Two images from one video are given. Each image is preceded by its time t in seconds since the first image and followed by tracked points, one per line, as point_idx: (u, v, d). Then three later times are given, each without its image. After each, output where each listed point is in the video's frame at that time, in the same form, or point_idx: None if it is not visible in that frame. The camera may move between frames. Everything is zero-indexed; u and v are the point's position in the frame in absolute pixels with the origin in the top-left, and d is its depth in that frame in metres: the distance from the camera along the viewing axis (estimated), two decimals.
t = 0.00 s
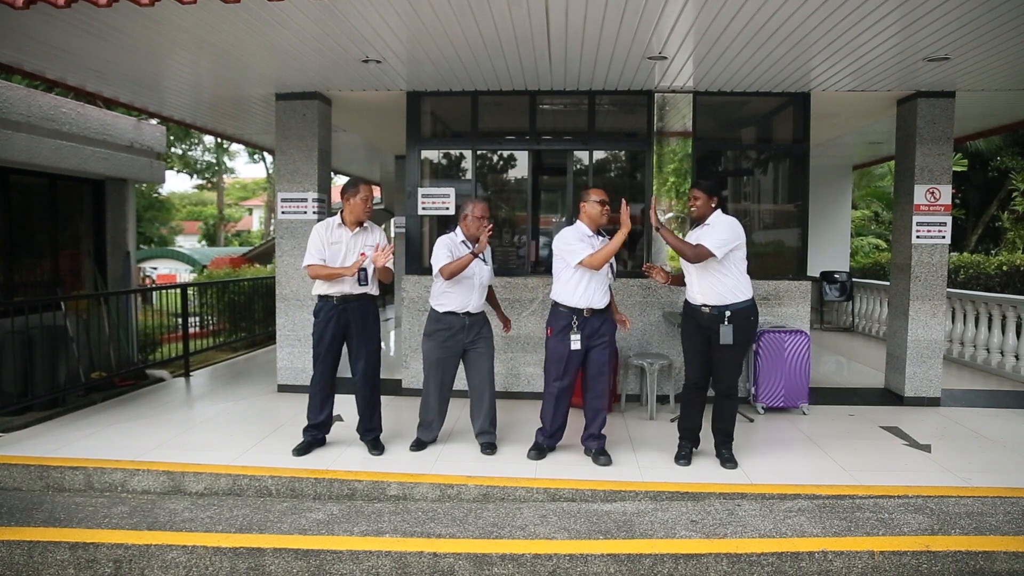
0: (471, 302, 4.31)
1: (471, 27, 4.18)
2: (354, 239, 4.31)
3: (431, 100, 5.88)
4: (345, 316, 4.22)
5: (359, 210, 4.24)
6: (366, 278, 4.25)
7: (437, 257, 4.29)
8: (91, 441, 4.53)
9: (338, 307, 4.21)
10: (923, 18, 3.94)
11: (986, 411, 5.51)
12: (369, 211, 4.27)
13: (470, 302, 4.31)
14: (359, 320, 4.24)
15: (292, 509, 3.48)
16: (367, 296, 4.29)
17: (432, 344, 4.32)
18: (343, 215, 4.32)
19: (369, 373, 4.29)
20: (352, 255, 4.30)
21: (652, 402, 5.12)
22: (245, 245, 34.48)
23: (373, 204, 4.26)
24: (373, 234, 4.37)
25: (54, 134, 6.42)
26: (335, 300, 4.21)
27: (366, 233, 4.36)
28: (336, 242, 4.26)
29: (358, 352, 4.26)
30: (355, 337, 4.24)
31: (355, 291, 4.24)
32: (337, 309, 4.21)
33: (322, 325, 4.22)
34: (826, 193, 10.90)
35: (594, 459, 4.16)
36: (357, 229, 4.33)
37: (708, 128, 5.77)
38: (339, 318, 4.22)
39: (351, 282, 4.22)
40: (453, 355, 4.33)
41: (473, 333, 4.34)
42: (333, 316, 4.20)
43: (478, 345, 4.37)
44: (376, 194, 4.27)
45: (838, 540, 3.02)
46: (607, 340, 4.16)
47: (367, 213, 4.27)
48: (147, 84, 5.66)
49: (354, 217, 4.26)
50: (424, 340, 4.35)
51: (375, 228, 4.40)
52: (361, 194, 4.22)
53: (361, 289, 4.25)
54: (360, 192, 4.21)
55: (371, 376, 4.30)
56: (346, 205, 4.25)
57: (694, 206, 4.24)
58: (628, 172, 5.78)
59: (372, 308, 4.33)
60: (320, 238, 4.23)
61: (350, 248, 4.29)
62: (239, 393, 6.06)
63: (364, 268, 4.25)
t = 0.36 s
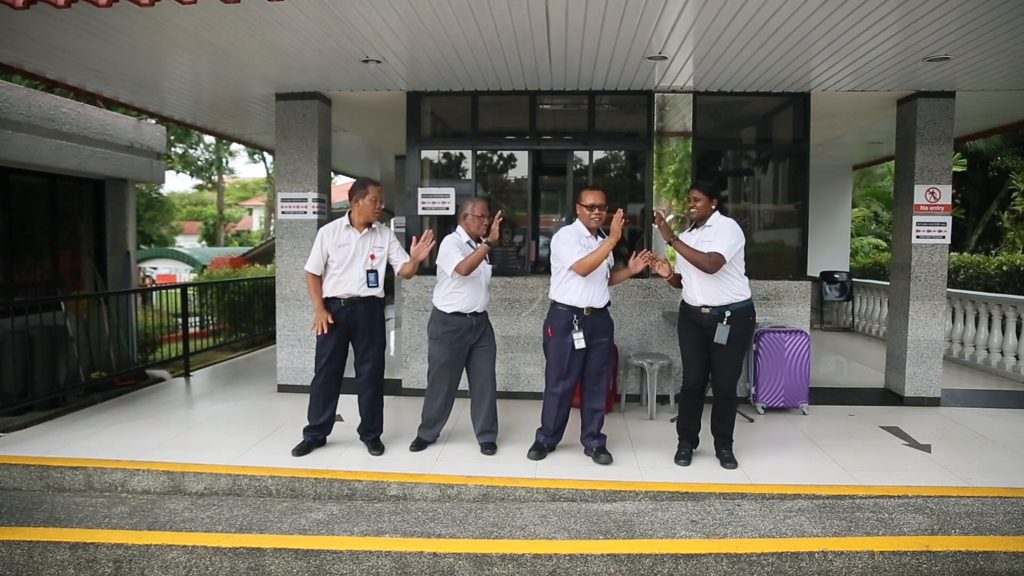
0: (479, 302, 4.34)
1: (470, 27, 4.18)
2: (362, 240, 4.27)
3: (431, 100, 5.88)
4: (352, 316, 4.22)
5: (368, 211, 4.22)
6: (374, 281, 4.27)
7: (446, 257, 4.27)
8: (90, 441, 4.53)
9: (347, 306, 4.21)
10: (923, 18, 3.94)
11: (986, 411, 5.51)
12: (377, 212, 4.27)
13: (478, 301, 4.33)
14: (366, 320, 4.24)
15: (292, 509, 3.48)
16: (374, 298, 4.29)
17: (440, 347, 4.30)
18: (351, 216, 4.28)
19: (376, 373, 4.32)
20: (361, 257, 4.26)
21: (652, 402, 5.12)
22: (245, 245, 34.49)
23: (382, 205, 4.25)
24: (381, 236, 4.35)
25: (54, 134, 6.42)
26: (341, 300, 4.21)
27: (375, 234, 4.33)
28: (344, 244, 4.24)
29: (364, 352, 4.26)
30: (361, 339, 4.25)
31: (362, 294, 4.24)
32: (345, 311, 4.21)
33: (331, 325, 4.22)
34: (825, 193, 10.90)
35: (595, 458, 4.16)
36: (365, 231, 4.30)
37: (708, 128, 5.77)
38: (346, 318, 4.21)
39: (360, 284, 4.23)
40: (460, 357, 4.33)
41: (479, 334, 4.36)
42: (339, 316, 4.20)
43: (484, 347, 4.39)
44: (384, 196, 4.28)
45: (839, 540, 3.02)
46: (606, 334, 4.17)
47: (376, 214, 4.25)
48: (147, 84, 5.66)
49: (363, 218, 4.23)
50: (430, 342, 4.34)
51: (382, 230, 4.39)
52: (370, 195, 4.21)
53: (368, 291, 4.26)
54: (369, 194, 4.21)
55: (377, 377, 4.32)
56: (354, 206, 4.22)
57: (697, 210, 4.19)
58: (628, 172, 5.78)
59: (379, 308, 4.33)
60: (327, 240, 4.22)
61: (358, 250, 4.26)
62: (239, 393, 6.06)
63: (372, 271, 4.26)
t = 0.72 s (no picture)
0: (479, 302, 4.37)
1: (470, 27, 4.18)
2: (368, 240, 4.27)
3: (431, 100, 5.88)
4: (354, 316, 4.22)
5: (375, 212, 4.24)
6: (379, 281, 4.26)
7: (445, 259, 4.24)
8: (91, 441, 4.53)
9: (350, 307, 4.22)
10: (922, 18, 3.94)
11: (986, 411, 5.51)
12: (385, 213, 4.27)
13: (478, 302, 4.36)
14: (368, 320, 4.24)
15: (292, 509, 3.48)
16: (379, 298, 4.29)
17: (440, 348, 4.29)
18: (358, 216, 4.31)
19: (378, 374, 4.30)
20: (366, 257, 4.24)
21: (652, 402, 5.12)
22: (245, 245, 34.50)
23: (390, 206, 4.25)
24: (388, 238, 4.34)
25: (54, 134, 6.42)
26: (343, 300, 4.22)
27: (381, 235, 4.32)
28: (350, 243, 4.24)
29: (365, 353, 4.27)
30: (363, 340, 4.26)
31: (366, 294, 4.24)
32: (347, 312, 4.22)
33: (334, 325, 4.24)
34: (826, 193, 10.90)
35: (594, 460, 4.16)
36: (372, 232, 4.30)
37: (708, 128, 5.77)
38: (349, 318, 4.22)
39: (363, 284, 4.22)
40: (459, 358, 4.33)
41: (478, 334, 4.37)
42: (342, 315, 4.22)
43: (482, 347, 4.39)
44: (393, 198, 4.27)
45: (838, 540, 3.01)
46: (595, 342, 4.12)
47: (384, 215, 4.26)
48: (147, 84, 5.66)
49: (370, 218, 4.25)
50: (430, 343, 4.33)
51: (390, 231, 4.38)
52: (378, 196, 4.21)
53: (372, 292, 4.25)
54: (377, 195, 4.21)
55: (378, 378, 4.30)
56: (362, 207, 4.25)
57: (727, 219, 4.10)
58: (628, 172, 5.78)
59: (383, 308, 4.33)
60: (333, 239, 4.25)
61: (363, 250, 4.25)
62: (239, 393, 6.06)
63: (377, 271, 4.25)
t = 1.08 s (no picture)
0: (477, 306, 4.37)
1: (470, 27, 4.18)
2: (367, 240, 4.27)
3: (431, 100, 5.88)
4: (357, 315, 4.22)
5: (371, 210, 4.25)
6: (381, 280, 4.26)
7: (450, 258, 4.24)
8: (90, 441, 4.53)
9: (350, 307, 4.22)
10: (922, 18, 3.94)
11: (986, 411, 5.51)
12: (381, 212, 4.28)
13: (477, 306, 4.35)
14: (370, 319, 4.24)
15: (292, 509, 3.48)
16: (381, 296, 4.29)
17: (438, 349, 4.30)
18: (356, 216, 4.30)
19: (378, 374, 4.29)
20: (366, 256, 4.24)
21: (652, 402, 5.12)
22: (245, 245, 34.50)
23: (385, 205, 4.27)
24: (386, 236, 4.34)
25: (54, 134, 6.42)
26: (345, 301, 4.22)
27: (380, 234, 4.32)
28: (349, 243, 4.24)
29: (366, 351, 4.27)
30: (363, 341, 4.25)
31: (368, 292, 4.25)
32: (349, 312, 4.22)
33: (337, 324, 4.24)
34: (826, 193, 10.90)
35: (595, 460, 4.15)
36: (369, 230, 4.30)
37: (708, 128, 5.77)
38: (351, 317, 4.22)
39: (366, 283, 4.23)
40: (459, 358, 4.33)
41: (476, 337, 4.37)
42: (343, 314, 4.22)
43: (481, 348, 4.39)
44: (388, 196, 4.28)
45: (838, 540, 3.01)
46: (556, 332, 4.11)
47: (380, 213, 4.27)
48: (147, 84, 5.66)
49: (367, 217, 4.25)
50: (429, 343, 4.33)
51: (388, 230, 4.39)
52: (374, 195, 4.23)
53: (375, 290, 4.25)
54: (374, 193, 4.23)
55: (378, 377, 4.29)
56: (359, 206, 4.25)
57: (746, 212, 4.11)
58: (628, 172, 5.78)
59: (386, 307, 4.32)
60: (332, 241, 4.25)
61: (363, 250, 4.25)
62: (239, 393, 6.06)
63: (378, 269, 4.25)
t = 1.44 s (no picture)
0: (462, 299, 4.30)
1: (470, 27, 4.18)
2: (368, 244, 4.28)
3: (431, 100, 5.88)
4: (362, 323, 4.23)
5: (373, 214, 4.25)
6: (382, 285, 4.27)
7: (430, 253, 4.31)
8: (90, 441, 4.53)
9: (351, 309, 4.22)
10: (922, 18, 3.94)
11: (986, 411, 5.51)
12: (383, 215, 4.28)
13: (460, 300, 4.29)
14: (375, 326, 4.26)
15: (292, 509, 3.48)
16: (384, 302, 4.29)
17: (425, 344, 4.32)
18: (357, 220, 4.31)
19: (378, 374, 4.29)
20: (367, 261, 4.24)
21: (652, 402, 5.12)
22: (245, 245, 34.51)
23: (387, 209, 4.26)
24: (387, 241, 4.34)
25: (54, 134, 6.42)
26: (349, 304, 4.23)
27: (381, 238, 4.33)
28: (350, 248, 4.24)
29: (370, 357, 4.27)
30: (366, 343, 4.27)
31: (370, 298, 4.24)
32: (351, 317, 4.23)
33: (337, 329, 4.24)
34: (825, 193, 10.90)
35: (594, 460, 4.16)
36: (371, 235, 4.31)
37: (708, 128, 5.77)
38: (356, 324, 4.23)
39: (367, 288, 4.23)
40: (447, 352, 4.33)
41: (465, 332, 4.34)
42: (342, 317, 4.23)
43: (472, 344, 4.37)
44: (390, 200, 4.28)
45: (839, 540, 3.01)
46: (569, 332, 4.09)
47: (381, 217, 4.27)
48: (147, 84, 5.66)
49: (368, 221, 4.26)
50: (422, 341, 4.34)
51: (389, 234, 4.39)
52: (376, 198, 4.23)
53: (377, 295, 4.25)
54: (375, 197, 4.23)
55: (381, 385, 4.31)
56: (360, 209, 4.27)
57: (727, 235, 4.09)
58: (628, 172, 5.78)
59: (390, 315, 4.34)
60: (333, 246, 4.24)
61: (364, 254, 4.25)
62: (239, 393, 6.06)
63: (379, 274, 4.25)
